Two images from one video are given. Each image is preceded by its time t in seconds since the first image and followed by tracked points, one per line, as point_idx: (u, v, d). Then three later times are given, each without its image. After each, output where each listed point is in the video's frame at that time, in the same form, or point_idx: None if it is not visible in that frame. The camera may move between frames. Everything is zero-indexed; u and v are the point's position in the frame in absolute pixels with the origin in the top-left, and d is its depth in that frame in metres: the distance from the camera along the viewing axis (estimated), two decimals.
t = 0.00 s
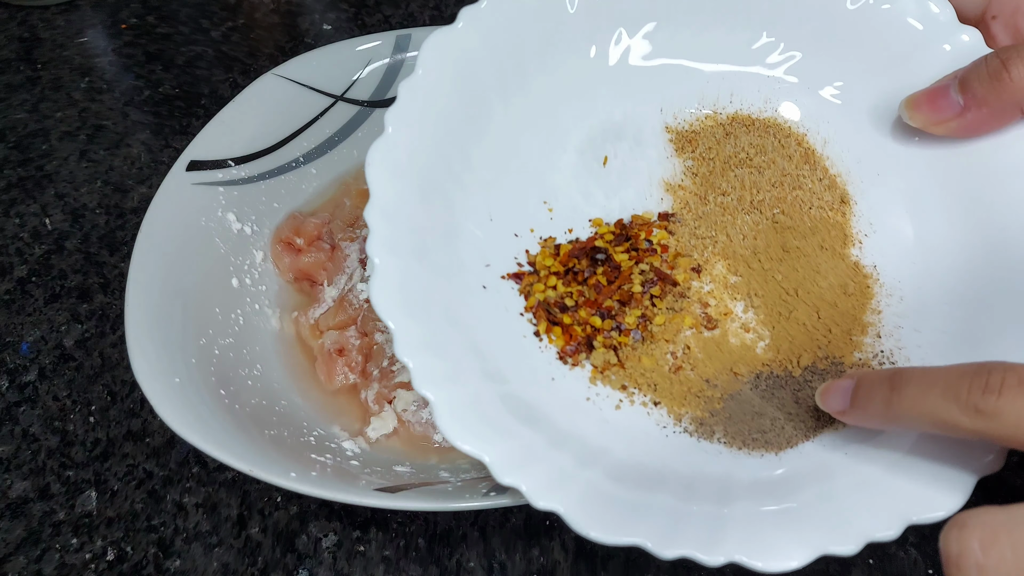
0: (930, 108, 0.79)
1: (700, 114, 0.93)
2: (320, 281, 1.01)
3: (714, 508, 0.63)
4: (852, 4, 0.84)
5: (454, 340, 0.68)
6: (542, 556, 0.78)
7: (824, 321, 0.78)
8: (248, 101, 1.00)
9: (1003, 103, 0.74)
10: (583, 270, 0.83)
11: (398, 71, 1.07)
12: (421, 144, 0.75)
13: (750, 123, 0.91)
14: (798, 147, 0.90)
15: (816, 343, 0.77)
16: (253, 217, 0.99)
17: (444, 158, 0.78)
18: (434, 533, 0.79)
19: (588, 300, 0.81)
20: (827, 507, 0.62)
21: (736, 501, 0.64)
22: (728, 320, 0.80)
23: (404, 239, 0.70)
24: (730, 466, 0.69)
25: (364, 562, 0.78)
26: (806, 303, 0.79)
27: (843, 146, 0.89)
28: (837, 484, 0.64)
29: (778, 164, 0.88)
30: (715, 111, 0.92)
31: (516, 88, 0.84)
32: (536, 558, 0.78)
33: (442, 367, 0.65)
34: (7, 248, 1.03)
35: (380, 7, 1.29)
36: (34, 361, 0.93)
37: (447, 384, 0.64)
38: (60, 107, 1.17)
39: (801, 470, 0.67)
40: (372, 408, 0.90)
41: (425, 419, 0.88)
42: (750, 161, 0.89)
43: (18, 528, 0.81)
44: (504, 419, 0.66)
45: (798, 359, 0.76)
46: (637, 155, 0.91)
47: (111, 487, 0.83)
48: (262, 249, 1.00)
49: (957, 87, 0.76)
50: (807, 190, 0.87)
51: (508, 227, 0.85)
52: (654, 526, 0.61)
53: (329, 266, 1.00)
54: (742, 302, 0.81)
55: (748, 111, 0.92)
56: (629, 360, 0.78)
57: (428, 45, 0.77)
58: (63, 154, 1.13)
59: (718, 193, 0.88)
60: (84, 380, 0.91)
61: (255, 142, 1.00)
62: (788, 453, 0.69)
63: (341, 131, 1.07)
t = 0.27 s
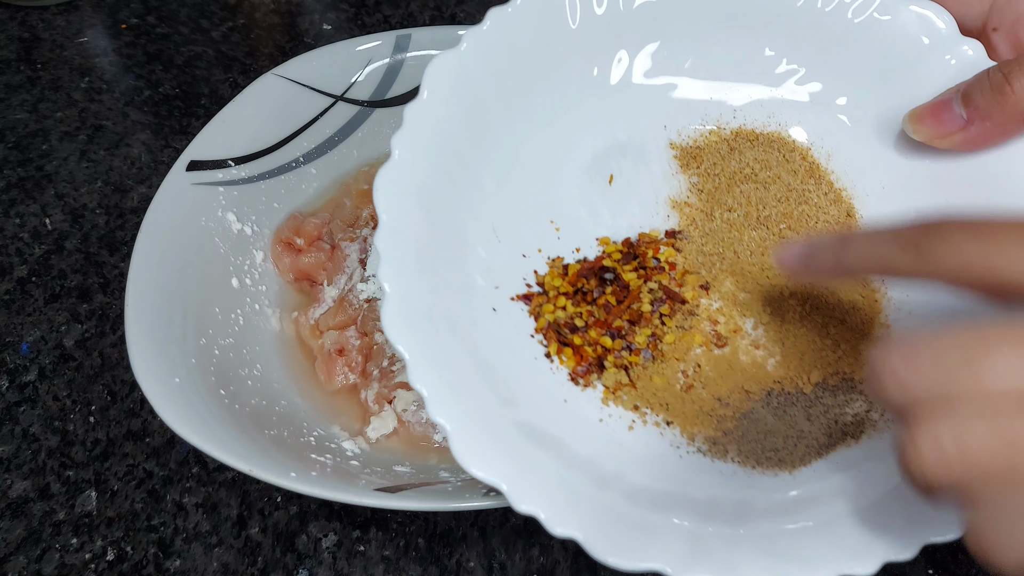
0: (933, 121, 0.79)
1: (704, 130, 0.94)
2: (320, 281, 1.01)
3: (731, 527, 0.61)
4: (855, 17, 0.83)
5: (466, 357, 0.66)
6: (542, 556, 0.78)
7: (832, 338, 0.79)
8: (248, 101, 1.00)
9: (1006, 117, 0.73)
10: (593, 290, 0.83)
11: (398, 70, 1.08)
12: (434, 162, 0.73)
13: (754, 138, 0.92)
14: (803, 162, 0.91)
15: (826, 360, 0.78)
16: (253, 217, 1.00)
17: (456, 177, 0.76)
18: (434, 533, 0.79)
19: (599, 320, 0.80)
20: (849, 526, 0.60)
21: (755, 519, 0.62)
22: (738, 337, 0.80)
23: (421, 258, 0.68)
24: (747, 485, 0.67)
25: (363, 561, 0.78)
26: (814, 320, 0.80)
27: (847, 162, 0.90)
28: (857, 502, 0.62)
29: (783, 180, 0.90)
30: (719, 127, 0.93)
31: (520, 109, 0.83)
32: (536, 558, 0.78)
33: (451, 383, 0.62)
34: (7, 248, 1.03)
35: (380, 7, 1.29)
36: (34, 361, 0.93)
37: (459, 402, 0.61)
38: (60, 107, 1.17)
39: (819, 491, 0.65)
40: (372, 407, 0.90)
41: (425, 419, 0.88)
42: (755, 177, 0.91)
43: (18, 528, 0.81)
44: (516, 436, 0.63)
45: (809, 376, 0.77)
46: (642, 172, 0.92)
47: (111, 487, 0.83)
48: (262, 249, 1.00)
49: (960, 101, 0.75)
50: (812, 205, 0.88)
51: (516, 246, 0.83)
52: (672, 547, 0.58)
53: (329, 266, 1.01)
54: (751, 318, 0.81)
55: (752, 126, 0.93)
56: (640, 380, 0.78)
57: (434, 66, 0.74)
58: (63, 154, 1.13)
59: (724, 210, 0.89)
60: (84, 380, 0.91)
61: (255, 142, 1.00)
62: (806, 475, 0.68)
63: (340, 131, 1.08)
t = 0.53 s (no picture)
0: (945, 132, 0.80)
1: (714, 146, 0.94)
2: (320, 281, 1.01)
3: (761, 547, 0.61)
4: (864, 31, 0.83)
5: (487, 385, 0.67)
6: (542, 556, 0.78)
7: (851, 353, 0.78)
8: (248, 101, 0.99)
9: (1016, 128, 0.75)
10: (611, 313, 0.82)
11: (398, 70, 1.08)
12: (455, 189, 0.74)
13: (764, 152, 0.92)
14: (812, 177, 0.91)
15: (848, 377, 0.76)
16: (253, 217, 1.00)
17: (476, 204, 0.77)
18: (434, 533, 0.79)
19: (618, 344, 0.80)
20: (878, 547, 0.60)
21: (784, 538, 0.62)
22: (759, 355, 0.80)
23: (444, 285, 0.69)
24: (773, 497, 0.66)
25: (364, 561, 0.78)
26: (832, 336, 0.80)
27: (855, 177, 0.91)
28: (885, 519, 0.62)
29: (796, 197, 0.90)
30: (727, 143, 0.94)
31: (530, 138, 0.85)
32: (537, 557, 0.78)
33: (471, 410, 0.63)
34: (7, 248, 1.03)
35: (380, 7, 1.29)
36: (34, 361, 0.93)
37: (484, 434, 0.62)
38: (59, 107, 1.17)
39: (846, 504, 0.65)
40: (372, 407, 0.90)
41: (425, 419, 0.88)
42: (766, 194, 0.91)
43: (18, 528, 0.81)
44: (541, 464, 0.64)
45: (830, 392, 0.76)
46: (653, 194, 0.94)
47: (111, 487, 0.83)
48: (262, 249, 1.00)
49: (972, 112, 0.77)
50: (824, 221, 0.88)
51: (533, 272, 0.85)
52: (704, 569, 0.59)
53: (329, 265, 1.01)
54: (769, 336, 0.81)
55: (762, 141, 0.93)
56: (662, 401, 0.77)
57: (443, 98, 0.74)
58: (62, 154, 1.13)
59: (737, 227, 0.90)
60: (84, 380, 0.91)
61: (255, 142, 1.00)
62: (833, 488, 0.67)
63: (340, 131, 1.08)
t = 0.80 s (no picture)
0: (937, 116, 0.77)
1: (709, 130, 0.91)
2: (320, 281, 1.01)
3: (749, 525, 0.62)
4: (856, 16, 0.82)
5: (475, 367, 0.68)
6: (542, 554, 0.78)
7: (844, 333, 0.76)
8: (248, 101, 0.99)
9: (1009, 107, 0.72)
10: (601, 293, 0.80)
11: (398, 70, 1.08)
12: (435, 174, 0.73)
13: (758, 137, 0.90)
14: (808, 159, 0.88)
15: (837, 357, 0.75)
16: (253, 217, 1.00)
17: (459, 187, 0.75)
18: (434, 531, 0.80)
19: (608, 324, 0.79)
20: (863, 524, 0.62)
21: (773, 518, 0.63)
22: (748, 336, 0.78)
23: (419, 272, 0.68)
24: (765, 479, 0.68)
25: (364, 560, 0.78)
26: (825, 317, 0.78)
27: (855, 156, 0.87)
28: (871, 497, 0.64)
29: (789, 178, 0.87)
30: (723, 127, 0.91)
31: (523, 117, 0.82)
32: (536, 556, 0.78)
33: (459, 395, 0.64)
34: (7, 248, 1.03)
35: (379, 7, 1.29)
36: (34, 361, 0.93)
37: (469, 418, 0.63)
38: (58, 106, 1.17)
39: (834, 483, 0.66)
40: (372, 407, 0.90)
41: (425, 419, 0.88)
42: (761, 175, 0.88)
43: (19, 528, 0.81)
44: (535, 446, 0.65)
45: (821, 372, 0.74)
46: (650, 174, 0.89)
47: (111, 487, 0.83)
48: (262, 249, 1.00)
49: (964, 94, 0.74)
50: (819, 202, 0.85)
51: (523, 251, 0.83)
52: (694, 547, 0.61)
53: (329, 265, 1.01)
54: (761, 317, 0.79)
55: (756, 126, 0.91)
56: (652, 381, 0.76)
57: (436, 75, 0.74)
58: (62, 154, 1.13)
59: (730, 209, 0.86)
60: (84, 380, 0.91)
61: (255, 142, 1.00)
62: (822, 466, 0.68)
63: (340, 132, 1.08)
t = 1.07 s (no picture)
0: (938, 86, 0.76)
1: (710, 102, 0.90)
2: (320, 281, 1.01)
3: (743, 487, 0.60)
4: None
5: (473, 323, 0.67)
6: (542, 555, 0.78)
7: (842, 303, 0.75)
8: (248, 101, 1.00)
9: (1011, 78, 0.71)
10: (600, 258, 0.82)
11: (398, 68, 1.07)
12: (434, 141, 0.73)
13: (759, 109, 0.89)
14: (809, 132, 0.87)
15: (835, 325, 0.74)
16: (253, 217, 1.00)
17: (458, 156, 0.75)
18: (434, 532, 0.79)
19: (606, 289, 0.80)
20: (858, 479, 0.60)
21: (766, 480, 0.61)
22: (746, 304, 0.78)
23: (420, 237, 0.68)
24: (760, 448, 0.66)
25: (364, 561, 0.78)
26: (823, 286, 0.76)
27: (856, 128, 0.86)
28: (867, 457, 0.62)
29: (789, 149, 0.86)
30: (724, 99, 0.90)
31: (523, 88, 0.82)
32: (537, 557, 0.78)
33: (453, 337, 0.64)
34: (7, 248, 1.03)
35: (379, 7, 1.29)
36: (34, 361, 0.93)
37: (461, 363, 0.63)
38: (58, 106, 1.17)
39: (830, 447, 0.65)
40: (372, 407, 0.90)
41: (425, 419, 0.88)
42: (761, 147, 0.87)
43: (19, 528, 0.81)
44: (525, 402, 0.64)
45: (819, 340, 0.73)
46: (649, 146, 0.89)
47: (111, 487, 0.83)
48: (262, 249, 1.00)
49: (966, 64, 0.73)
50: (819, 173, 0.84)
51: (523, 220, 0.83)
52: (683, 504, 0.59)
53: (329, 265, 1.01)
54: (759, 286, 0.79)
55: (757, 97, 0.89)
56: (648, 347, 0.76)
57: (435, 46, 0.75)
58: (62, 153, 1.12)
59: (730, 179, 0.86)
60: (84, 380, 0.91)
61: (255, 142, 1.00)
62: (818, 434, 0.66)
63: (340, 132, 1.08)
